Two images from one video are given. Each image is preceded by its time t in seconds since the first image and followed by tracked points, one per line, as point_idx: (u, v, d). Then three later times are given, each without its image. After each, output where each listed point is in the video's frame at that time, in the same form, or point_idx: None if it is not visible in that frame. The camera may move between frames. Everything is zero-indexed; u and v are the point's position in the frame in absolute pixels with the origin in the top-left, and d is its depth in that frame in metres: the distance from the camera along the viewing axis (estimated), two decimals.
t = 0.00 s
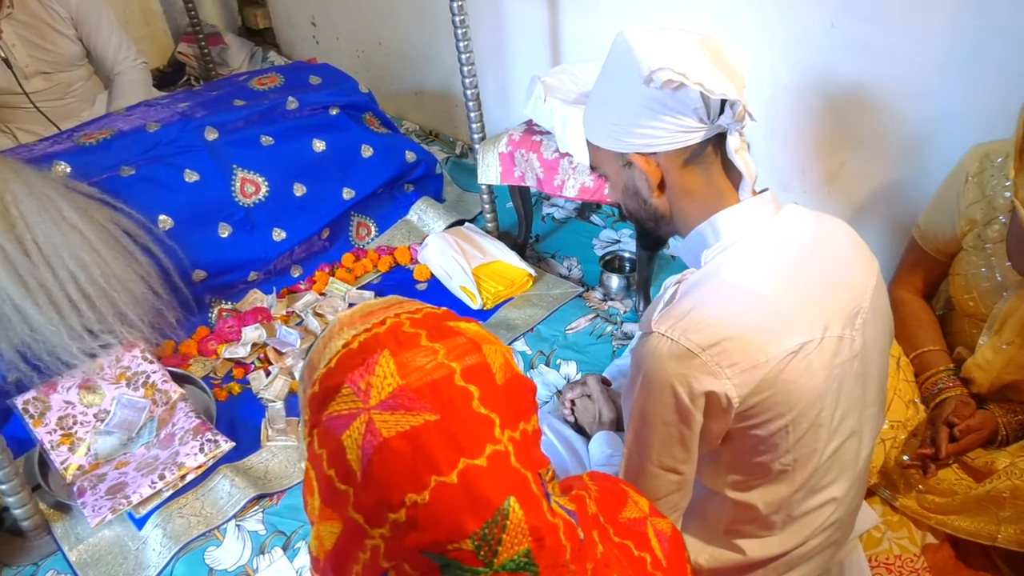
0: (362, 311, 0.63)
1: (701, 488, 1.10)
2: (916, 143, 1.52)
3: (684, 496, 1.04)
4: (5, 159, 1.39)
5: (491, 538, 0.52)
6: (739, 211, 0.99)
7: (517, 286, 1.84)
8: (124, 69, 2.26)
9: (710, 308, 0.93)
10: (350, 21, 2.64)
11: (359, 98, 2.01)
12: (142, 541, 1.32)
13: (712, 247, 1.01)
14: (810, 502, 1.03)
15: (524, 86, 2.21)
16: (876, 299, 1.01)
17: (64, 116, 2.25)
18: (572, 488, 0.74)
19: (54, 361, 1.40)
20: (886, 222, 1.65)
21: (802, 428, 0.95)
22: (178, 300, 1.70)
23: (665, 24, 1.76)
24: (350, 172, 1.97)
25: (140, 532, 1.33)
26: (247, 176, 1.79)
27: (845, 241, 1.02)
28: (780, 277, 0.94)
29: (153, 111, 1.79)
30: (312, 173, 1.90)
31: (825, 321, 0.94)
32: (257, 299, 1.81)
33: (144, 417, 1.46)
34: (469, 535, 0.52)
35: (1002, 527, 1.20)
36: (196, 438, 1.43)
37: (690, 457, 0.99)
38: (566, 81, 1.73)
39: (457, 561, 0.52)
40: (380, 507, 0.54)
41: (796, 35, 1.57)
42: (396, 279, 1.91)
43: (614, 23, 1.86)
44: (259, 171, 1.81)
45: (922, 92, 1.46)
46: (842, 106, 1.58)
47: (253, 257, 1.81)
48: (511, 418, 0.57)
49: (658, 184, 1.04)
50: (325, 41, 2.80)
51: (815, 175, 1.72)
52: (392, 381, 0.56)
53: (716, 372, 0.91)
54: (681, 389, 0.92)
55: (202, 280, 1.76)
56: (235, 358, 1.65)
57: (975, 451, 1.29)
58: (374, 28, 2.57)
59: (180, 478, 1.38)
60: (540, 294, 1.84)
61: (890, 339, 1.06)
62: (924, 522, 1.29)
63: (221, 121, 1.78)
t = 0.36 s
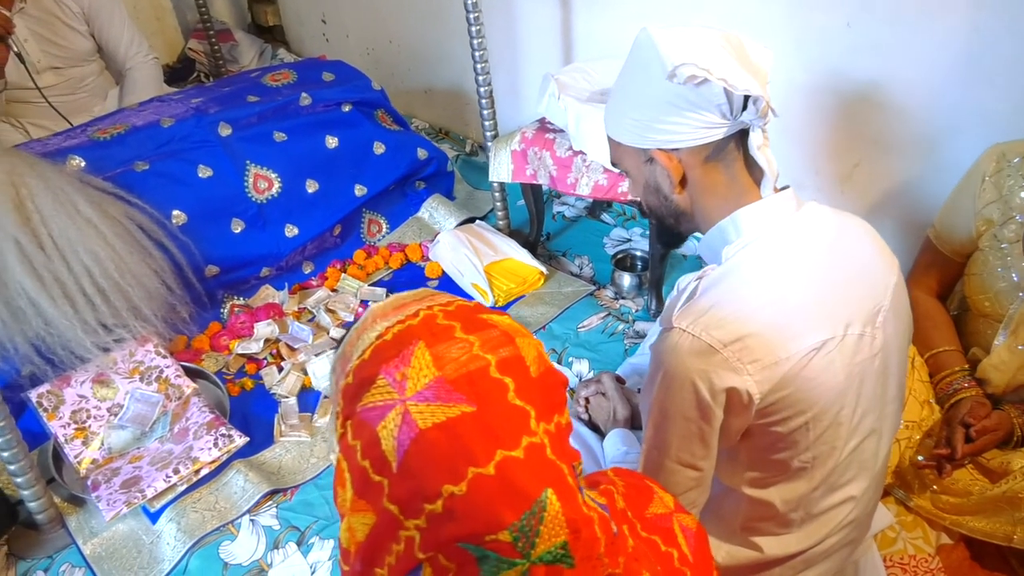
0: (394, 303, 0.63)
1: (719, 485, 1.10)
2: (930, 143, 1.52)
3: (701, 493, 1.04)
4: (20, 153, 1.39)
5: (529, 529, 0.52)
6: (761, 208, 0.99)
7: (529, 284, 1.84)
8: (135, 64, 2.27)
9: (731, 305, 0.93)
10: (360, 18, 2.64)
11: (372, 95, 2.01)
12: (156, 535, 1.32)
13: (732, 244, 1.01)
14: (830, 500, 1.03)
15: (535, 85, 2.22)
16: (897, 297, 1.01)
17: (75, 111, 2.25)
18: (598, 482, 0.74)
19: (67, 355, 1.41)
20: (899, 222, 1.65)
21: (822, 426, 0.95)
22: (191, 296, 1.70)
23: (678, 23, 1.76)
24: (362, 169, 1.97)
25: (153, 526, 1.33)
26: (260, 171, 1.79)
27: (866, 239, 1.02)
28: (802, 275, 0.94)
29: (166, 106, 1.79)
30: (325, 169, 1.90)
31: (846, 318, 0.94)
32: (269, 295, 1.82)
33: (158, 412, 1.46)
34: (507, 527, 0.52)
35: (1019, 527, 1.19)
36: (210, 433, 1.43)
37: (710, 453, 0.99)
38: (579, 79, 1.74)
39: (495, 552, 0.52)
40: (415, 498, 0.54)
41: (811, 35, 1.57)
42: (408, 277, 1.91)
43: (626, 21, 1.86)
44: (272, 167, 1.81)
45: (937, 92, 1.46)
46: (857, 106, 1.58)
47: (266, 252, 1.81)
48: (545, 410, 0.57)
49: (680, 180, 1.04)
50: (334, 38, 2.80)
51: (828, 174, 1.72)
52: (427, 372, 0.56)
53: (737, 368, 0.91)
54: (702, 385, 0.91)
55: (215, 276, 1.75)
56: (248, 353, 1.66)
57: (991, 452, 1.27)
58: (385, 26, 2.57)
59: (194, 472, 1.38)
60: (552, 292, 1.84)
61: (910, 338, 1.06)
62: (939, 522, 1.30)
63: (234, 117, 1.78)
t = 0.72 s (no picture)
0: (450, 293, 0.63)
1: (751, 482, 1.09)
2: (956, 140, 1.51)
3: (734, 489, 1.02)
4: (42, 148, 1.38)
5: (597, 520, 0.52)
6: (796, 202, 0.98)
7: (548, 281, 1.83)
8: (150, 61, 2.26)
9: (768, 299, 0.92)
10: (374, 15, 2.63)
11: (389, 91, 2.01)
12: (181, 531, 1.31)
13: (768, 238, 1.00)
14: (865, 495, 1.03)
15: (551, 81, 2.21)
16: (933, 292, 1.01)
17: (91, 107, 2.25)
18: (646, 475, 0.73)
19: (90, 350, 1.41)
20: (922, 219, 1.65)
21: (860, 421, 0.95)
22: (211, 292, 1.70)
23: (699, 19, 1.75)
24: (379, 165, 1.97)
25: (177, 521, 1.32)
26: (279, 167, 1.78)
27: (902, 233, 1.01)
28: (839, 269, 0.93)
29: (185, 101, 1.79)
30: (343, 165, 1.90)
31: (884, 312, 0.93)
32: (287, 292, 1.81)
33: (179, 408, 1.45)
34: (575, 518, 0.51)
35: None
36: (234, 428, 1.42)
37: (745, 448, 0.98)
38: (600, 76, 1.75)
39: (563, 544, 0.52)
40: (478, 489, 0.53)
41: (834, 30, 1.56)
42: (425, 273, 1.90)
43: (646, 17, 1.86)
44: (291, 163, 1.80)
45: (963, 88, 1.45)
46: (880, 101, 1.57)
47: (285, 248, 1.81)
48: (608, 401, 0.56)
49: (714, 173, 1.03)
50: (347, 35, 2.80)
51: (850, 171, 1.71)
52: (490, 362, 0.55)
53: (775, 362, 0.90)
54: (740, 379, 0.91)
55: (234, 272, 1.75)
56: (268, 349, 1.65)
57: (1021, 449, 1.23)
58: (399, 22, 2.56)
59: (218, 468, 1.37)
60: (571, 288, 1.84)
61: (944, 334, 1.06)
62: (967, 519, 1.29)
63: (253, 112, 1.78)
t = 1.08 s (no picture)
0: (477, 287, 0.63)
1: (751, 476, 1.10)
2: (939, 140, 1.54)
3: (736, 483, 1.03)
4: (18, 139, 1.33)
5: (636, 513, 0.50)
6: (799, 198, 0.99)
7: (535, 278, 1.82)
8: (125, 52, 2.20)
9: (773, 294, 0.93)
10: (355, 9, 2.60)
11: (375, 86, 1.98)
12: (165, 533, 1.27)
13: (771, 234, 1.01)
14: (864, 488, 1.05)
15: (536, 78, 2.21)
16: (930, 288, 1.02)
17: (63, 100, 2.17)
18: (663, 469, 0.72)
19: (69, 348, 1.35)
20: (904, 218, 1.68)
21: (861, 415, 0.96)
22: (194, 289, 1.66)
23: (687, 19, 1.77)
24: (365, 160, 1.94)
25: (161, 524, 1.28)
26: (263, 162, 1.75)
27: (900, 229, 1.02)
28: (842, 265, 0.94)
29: (166, 93, 1.74)
30: (328, 161, 1.87)
31: (886, 307, 0.94)
32: (271, 289, 1.78)
33: (162, 407, 1.41)
34: (614, 512, 0.50)
35: None
36: (220, 428, 1.39)
37: (748, 443, 0.98)
38: (589, 73, 1.76)
39: (600, 538, 0.51)
40: (513, 484, 0.52)
41: (821, 31, 1.59)
42: (412, 270, 1.88)
43: (633, 16, 1.87)
44: (275, 158, 1.77)
45: (946, 89, 1.48)
46: (865, 102, 1.60)
47: (269, 244, 1.77)
48: (640, 394, 0.56)
49: (718, 168, 1.05)
50: (326, 30, 2.76)
51: (834, 171, 1.74)
52: (523, 354, 0.55)
53: (780, 358, 0.91)
54: (746, 375, 0.91)
55: (217, 269, 1.71)
56: (252, 347, 1.61)
57: (1003, 441, 1.26)
58: (381, 17, 2.53)
59: (204, 468, 1.34)
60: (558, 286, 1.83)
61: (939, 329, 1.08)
62: (952, 511, 1.33)
63: (237, 105, 1.74)
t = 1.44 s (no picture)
0: (477, 277, 0.61)
1: (734, 470, 1.11)
2: (908, 141, 1.59)
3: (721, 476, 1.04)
4: None
5: (647, 501, 0.50)
6: (782, 193, 1.00)
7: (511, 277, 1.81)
8: (87, 46, 2.13)
9: (757, 289, 0.94)
10: (324, 5, 2.56)
11: (348, 82, 1.95)
12: (137, 536, 1.23)
13: (753, 229, 1.02)
14: (845, 479, 1.07)
15: (509, 77, 2.21)
16: (907, 283, 1.05)
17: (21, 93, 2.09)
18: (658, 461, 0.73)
19: (32, 348, 1.29)
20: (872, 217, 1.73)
21: (842, 408, 0.98)
22: (163, 287, 1.61)
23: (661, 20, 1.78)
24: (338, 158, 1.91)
25: (134, 527, 1.24)
26: (234, 158, 1.71)
27: (878, 225, 1.05)
28: (823, 260, 0.96)
29: (132, 87, 1.69)
30: (301, 157, 1.84)
31: (866, 302, 0.96)
32: (243, 288, 1.74)
33: (131, 408, 1.36)
34: (625, 500, 0.50)
35: (1001, 507, 1.27)
36: (194, 428, 1.35)
37: (732, 437, 0.99)
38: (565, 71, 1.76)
39: (611, 527, 0.51)
40: (520, 475, 0.52)
41: (794, 34, 1.62)
42: (385, 268, 1.86)
43: (607, 16, 1.88)
44: (246, 154, 1.73)
45: (914, 90, 1.52)
46: (836, 104, 1.64)
47: (240, 242, 1.73)
48: (645, 383, 0.56)
49: (700, 165, 1.06)
50: (294, 26, 2.71)
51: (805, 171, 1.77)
52: (529, 343, 0.54)
53: (765, 352, 0.92)
54: (731, 369, 0.92)
55: (187, 266, 1.67)
56: (224, 347, 1.58)
57: (972, 435, 1.30)
58: (350, 14, 2.50)
59: (178, 470, 1.29)
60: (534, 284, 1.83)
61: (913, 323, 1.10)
62: (923, 503, 1.37)
63: (208, 100, 1.70)
